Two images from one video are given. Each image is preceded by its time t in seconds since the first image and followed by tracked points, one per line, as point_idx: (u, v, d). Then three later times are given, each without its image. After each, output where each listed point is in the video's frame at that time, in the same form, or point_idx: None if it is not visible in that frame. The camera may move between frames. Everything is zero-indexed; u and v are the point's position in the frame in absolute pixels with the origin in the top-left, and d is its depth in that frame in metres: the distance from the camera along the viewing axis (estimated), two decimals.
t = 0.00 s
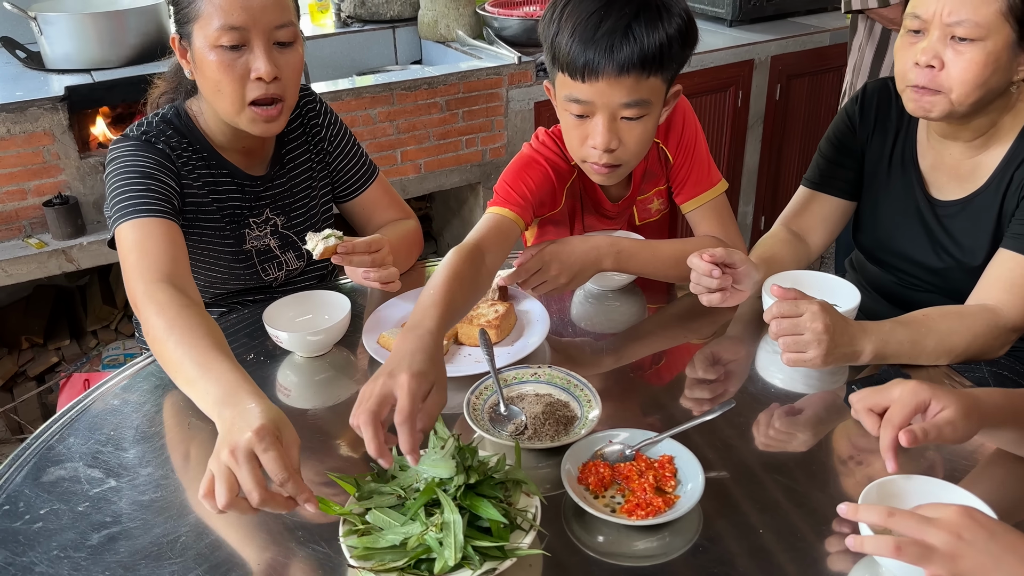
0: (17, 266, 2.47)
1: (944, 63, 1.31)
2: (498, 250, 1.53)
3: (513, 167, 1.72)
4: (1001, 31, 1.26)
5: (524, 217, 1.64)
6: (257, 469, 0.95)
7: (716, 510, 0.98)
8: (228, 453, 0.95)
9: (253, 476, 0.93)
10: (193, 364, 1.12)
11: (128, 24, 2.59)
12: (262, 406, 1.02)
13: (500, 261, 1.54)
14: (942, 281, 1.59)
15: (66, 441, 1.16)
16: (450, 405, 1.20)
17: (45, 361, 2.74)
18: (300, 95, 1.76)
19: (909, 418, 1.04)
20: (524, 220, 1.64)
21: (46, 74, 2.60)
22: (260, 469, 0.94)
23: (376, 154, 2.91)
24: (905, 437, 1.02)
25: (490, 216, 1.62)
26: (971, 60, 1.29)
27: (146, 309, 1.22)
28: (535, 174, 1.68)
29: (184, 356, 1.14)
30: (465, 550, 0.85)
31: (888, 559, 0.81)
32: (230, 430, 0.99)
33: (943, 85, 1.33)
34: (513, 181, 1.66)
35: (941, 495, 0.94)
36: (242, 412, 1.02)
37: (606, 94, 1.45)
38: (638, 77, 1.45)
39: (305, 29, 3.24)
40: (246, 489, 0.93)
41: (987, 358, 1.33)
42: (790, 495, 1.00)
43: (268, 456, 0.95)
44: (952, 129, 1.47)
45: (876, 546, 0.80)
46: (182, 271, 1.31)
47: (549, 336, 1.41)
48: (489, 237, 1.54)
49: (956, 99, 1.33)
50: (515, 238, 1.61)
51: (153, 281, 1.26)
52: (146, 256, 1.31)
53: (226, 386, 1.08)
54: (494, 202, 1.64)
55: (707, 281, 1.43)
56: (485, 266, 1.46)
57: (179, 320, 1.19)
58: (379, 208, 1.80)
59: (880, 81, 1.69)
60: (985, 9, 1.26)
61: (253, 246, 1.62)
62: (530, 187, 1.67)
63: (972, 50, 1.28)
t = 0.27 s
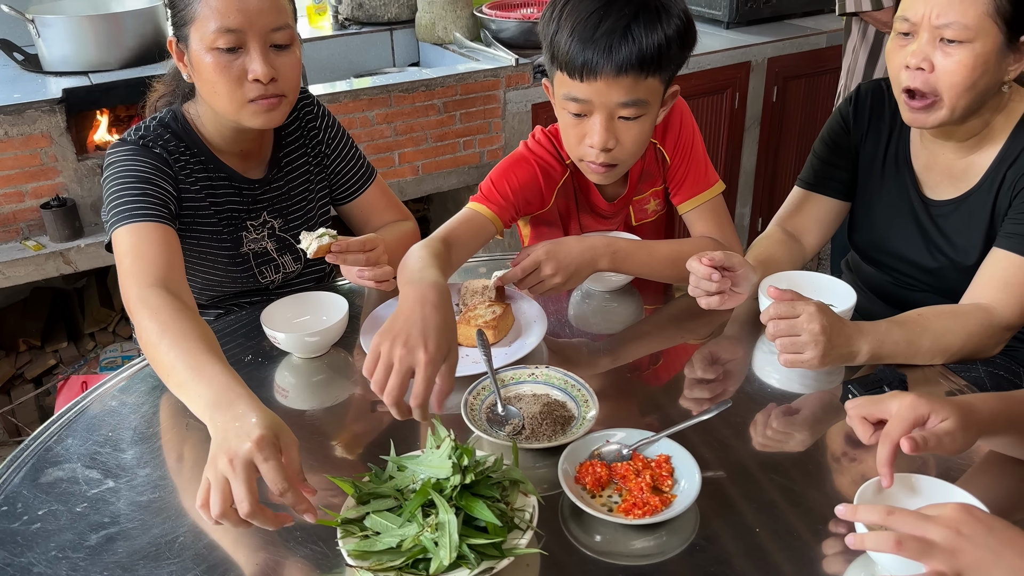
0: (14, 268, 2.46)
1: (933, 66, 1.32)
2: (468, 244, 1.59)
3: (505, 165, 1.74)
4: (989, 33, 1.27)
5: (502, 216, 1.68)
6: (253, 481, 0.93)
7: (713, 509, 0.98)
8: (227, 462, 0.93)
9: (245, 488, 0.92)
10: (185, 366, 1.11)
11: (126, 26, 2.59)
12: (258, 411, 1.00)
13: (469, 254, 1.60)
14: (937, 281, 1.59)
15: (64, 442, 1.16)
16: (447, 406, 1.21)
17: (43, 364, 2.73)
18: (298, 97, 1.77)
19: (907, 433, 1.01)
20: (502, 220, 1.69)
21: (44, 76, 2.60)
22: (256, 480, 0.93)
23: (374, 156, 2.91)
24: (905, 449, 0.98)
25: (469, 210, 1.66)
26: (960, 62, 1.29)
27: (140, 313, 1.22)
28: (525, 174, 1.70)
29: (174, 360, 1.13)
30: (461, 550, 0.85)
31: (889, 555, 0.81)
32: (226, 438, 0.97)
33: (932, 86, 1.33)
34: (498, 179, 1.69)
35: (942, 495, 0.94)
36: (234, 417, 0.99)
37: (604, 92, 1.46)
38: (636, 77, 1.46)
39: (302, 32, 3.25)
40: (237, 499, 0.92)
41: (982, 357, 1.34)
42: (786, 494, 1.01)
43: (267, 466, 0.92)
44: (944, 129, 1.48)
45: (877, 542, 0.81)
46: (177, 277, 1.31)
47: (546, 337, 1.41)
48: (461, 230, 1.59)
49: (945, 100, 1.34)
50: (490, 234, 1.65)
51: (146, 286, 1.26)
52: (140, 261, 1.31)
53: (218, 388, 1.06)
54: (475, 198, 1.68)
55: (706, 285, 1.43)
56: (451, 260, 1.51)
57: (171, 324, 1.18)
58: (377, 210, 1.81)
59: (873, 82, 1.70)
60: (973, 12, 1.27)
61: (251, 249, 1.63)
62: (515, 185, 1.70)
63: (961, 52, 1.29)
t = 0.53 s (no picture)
0: (8, 271, 2.46)
1: (923, 70, 1.33)
2: (463, 248, 1.59)
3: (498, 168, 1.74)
4: (979, 37, 1.28)
5: (497, 218, 1.68)
6: (293, 498, 0.91)
7: (707, 509, 0.98)
8: (267, 479, 0.92)
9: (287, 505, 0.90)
10: (212, 377, 1.09)
11: (121, 29, 2.60)
12: (293, 429, 0.99)
13: (463, 259, 1.59)
14: (930, 282, 1.60)
15: (58, 445, 1.16)
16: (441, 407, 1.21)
17: (38, 367, 2.73)
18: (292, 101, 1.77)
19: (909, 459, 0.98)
20: (496, 223, 1.69)
21: (38, 79, 2.60)
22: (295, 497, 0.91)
23: (369, 158, 2.91)
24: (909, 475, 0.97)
25: (463, 213, 1.66)
26: (949, 66, 1.30)
27: (163, 316, 1.20)
28: (519, 179, 1.71)
29: (201, 370, 1.11)
30: (456, 550, 0.85)
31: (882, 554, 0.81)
32: (262, 454, 0.96)
33: (922, 90, 1.34)
34: (492, 183, 1.69)
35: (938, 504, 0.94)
36: (269, 434, 0.98)
37: (595, 92, 1.46)
38: (627, 78, 1.47)
39: (297, 35, 3.25)
40: (278, 517, 0.90)
41: (974, 357, 1.34)
42: (779, 494, 1.01)
43: (309, 485, 0.91)
44: (934, 131, 1.48)
45: (869, 542, 0.81)
46: (194, 282, 1.30)
47: (540, 339, 1.41)
48: (455, 234, 1.59)
49: (935, 104, 1.34)
50: (484, 238, 1.65)
51: (168, 289, 1.24)
52: (156, 265, 1.29)
53: (248, 402, 1.04)
54: (468, 202, 1.69)
55: (703, 288, 1.43)
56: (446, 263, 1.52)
57: (195, 332, 1.17)
58: (371, 212, 1.81)
59: (866, 85, 1.71)
60: (962, 16, 1.28)
61: (247, 254, 1.63)
62: (508, 189, 1.70)
63: (950, 56, 1.30)
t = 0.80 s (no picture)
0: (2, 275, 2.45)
1: (914, 76, 1.33)
2: (465, 244, 1.60)
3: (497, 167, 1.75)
4: (968, 43, 1.29)
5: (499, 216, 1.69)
6: (306, 516, 0.91)
7: (701, 512, 0.99)
8: (282, 496, 0.92)
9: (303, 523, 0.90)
10: (223, 391, 1.09)
11: (115, 33, 2.60)
12: (307, 447, 0.99)
13: (466, 254, 1.60)
14: (922, 285, 1.61)
15: (52, 450, 1.16)
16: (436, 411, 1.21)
17: (32, 372, 2.72)
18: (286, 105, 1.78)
19: (897, 467, 0.99)
20: (497, 220, 1.69)
21: (32, 83, 2.59)
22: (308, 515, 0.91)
23: (364, 162, 2.91)
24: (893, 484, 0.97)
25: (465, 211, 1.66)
26: (940, 72, 1.31)
27: (173, 325, 1.20)
28: (519, 177, 1.71)
29: (213, 383, 1.11)
30: (450, 556, 0.85)
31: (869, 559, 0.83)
32: (277, 472, 0.96)
33: (914, 96, 1.35)
34: (492, 181, 1.70)
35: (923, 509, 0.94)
36: (284, 452, 0.98)
37: (593, 94, 1.47)
38: (624, 79, 1.47)
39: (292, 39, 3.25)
40: (292, 534, 0.90)
41: (966, 359, 1.35)
42: (772, 496, 1.01)
43: (321, 503, 0.91)
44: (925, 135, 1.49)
45: (857, 548, 0.83)
46: (202, 292, 1.29)
47: (535, 342, 1.42)
48: (457, 231, 1.60)
49: (929, 111, 1.35)
50: (485, 235, 1.66)
51: (177, 299, 1.24)
52: (162, 274, 1.29)
53: (261, 418, 1.04)
54: (469, 199, 1.69)
55: (698, 292, 1.44)
56: (448, 259, 1.53)
57: (207, 344, 1.16)
58: (366, 217, 1.82)
59: (859, 89, 1.72)
60: (952, 22, 1.29)
61: (246, 260, 1.63)
62: (508, 187, 1.70)
63: (941, 62, 1.31)
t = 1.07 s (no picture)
0: None
1: (906, 80, 1.34)
2: (463, 240, 1.63)
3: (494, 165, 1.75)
4: (959, 46, 1.30)
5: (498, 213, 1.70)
6: (278, 506, 0.90)
7: (696, 515, 0.99)
8: (248, 495, 0.91)
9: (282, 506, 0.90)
10: (207, 399, 1.10)
11: (110, 37, 2.59)
12: (276, 439, 0.99)
13: (462, 251, 1.64)
14: (915, 287, 1.62)
15: (47, 454, 1.16)
16: (431, 414, 1.21)
17: (26, 375, 2.71)
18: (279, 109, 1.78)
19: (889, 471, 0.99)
20: (493, 217, 1.70)
21: (27, 87, 2.59)
22: (283, 504, 0.90)
23: (359, 165, 2.91)
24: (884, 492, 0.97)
25: (462, 208, 1.67)
26: (931, 75, 1.32)
27: (154, 336, 1.20)
28: (517, 174, 1.72)
29: (195, 390, 1.11)
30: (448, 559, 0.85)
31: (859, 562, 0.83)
32: (250, 470, 0.95)
33: (907, 100, 1.36)
34: (488, 179, 1.70)
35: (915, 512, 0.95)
36: (261, 448, 0.98)
37: (590, 88, 1.48)
38: (622, 75, 1.48)
39: (287, 42, 3.25)
40: (275, 527, 0.89)
41: (959, 361, 1.36)
42: (766, 498, 1.02)
43: (287, 490, 0.90)
44: (918, 138, 1.50)
45: (846, 551, 0.83)
46: (185, 301, 1.29)
47: (530, 344, 1.42)
48: (455, 226, 1.63)
49: (922, 114, 1.36)
50: (482, 232, 1.68)
51: (159, 309, 1.24)
52: (146, 285, 1.29)
53: (242, 420, 1.05)
54: (467, 197, 1.69)
55: (692, 295, 1.44)
56: (443, 253, 1.57)
57: (190, 352, 1.17)
58: (361, 219, 1.82)
59: (851, 92, 1.73)
60: (944, 27, 1.29)
61: (240, 265, 1.63)
62: (504, 185, 1.71)
63: (933, 66, 1.31)
